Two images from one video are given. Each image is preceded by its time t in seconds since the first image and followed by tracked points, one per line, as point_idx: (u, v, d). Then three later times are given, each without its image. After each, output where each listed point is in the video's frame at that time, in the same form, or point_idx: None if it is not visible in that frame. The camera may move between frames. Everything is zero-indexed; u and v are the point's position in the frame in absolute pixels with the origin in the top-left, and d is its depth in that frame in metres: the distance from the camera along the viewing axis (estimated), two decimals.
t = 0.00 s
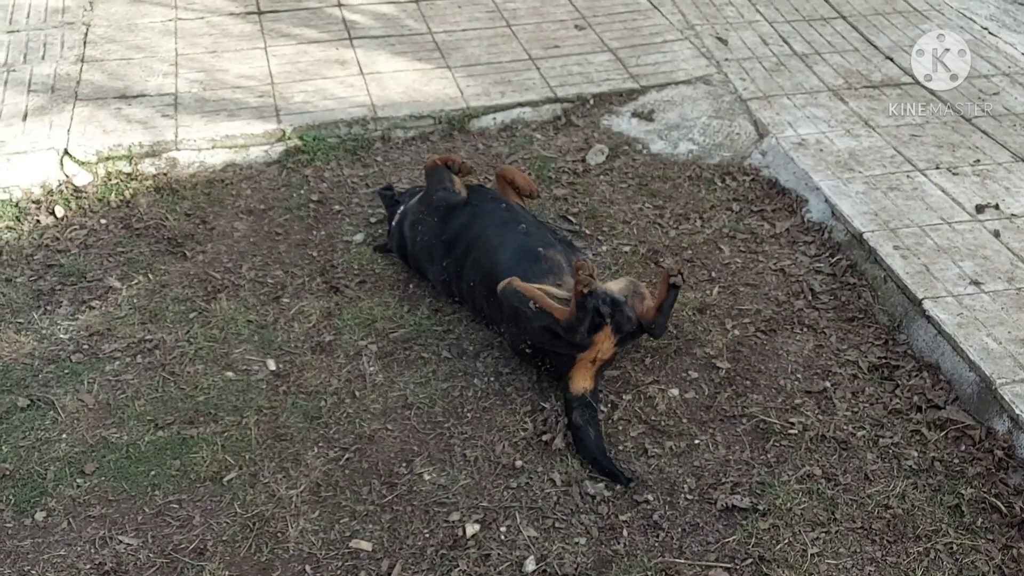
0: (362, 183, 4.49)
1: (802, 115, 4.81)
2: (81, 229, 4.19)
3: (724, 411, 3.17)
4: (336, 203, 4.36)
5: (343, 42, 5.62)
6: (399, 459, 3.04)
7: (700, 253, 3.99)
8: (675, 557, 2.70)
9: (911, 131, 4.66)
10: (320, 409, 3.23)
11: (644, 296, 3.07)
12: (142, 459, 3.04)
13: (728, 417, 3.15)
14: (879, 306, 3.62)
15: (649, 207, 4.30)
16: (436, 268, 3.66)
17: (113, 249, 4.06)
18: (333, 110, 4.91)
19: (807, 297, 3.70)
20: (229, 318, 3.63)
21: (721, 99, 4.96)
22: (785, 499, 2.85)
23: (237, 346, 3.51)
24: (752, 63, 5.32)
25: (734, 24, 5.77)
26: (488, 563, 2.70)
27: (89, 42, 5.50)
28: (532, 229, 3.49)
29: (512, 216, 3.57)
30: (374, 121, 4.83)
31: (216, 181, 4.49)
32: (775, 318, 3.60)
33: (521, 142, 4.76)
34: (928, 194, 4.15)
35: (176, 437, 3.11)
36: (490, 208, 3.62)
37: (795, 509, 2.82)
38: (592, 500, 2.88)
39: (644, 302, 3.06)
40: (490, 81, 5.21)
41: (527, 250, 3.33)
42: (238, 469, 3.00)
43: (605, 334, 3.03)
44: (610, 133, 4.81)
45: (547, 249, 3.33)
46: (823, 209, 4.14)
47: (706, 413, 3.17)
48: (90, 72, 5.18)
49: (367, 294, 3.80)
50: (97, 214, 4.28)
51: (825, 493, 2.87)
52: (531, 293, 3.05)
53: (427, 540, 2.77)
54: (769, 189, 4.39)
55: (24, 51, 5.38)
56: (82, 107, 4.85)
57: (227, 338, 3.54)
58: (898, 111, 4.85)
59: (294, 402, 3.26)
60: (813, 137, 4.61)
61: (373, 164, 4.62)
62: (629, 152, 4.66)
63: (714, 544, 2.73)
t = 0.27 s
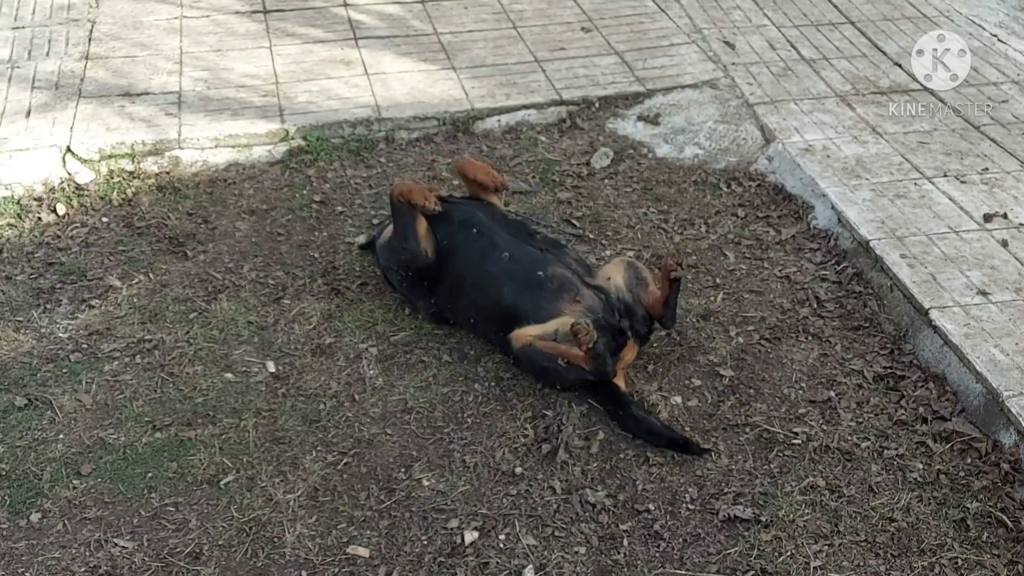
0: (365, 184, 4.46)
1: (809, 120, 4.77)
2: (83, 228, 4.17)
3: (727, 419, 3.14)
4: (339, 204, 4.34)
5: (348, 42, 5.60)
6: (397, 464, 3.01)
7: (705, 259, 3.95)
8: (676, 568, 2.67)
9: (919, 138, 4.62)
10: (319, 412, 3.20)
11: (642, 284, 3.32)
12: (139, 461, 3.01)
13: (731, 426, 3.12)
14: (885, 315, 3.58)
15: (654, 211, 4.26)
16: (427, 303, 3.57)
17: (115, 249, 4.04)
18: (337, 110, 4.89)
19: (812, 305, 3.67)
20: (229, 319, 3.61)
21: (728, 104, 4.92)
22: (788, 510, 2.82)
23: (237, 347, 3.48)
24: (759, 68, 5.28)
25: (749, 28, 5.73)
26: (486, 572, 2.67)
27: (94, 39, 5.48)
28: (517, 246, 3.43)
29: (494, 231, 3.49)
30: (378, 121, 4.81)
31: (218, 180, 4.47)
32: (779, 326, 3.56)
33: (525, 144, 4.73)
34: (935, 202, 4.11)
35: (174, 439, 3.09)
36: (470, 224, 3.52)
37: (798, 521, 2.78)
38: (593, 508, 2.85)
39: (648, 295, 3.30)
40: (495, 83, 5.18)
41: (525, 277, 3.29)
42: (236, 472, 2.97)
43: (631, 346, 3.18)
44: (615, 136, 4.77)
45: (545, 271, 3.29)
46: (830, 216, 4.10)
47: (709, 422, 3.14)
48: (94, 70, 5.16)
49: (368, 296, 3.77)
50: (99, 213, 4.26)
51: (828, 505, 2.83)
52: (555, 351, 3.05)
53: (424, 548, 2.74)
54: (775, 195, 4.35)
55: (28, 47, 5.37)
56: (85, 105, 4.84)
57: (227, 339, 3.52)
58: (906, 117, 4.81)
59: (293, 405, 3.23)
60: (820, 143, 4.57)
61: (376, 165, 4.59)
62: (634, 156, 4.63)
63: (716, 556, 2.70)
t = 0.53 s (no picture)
0: (378, 189, 4.45)
1: (827, 137, 4.74)
2: (95, 224, 4.17)
3: (736, 440, 3.11)
4: (351, 208, 4.33)
5: (365, 45, 5.60)
6: (401, 474, 2.99)
7: (718, 275, 3.92)
8: None
9: (938, 159, 4.58)
10: (324, 418, 3.19)
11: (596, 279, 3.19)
12: (143, 462, 3.00)
13: (740, 447, 3.08)
14: (899, 339, 3.54)
15: (668, 225, 4.23)
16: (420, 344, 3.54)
17: (127, 247, 4.04)
18: (352, 114, 4.88)
19: (825, 326, 3.63)
20: (237, 321, 3.60)
21: (746, 118, 4.89)
22: (795, 535, 2.79)
23: (245, 350, 3.47)
24: (777, 83, 5.25)
25: (769, 42, 5.70)
26: None
27: (113, 35, 5.49)
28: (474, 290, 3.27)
29: (450, 275, 3.34)
30: (393, 126, 4.79)
31: (232, 181, 4.47)
32: (791, 346, 3.52)
33: (540, 153, 4.71)
34: (953, 225, 4.07)
35: (179, 441, 3.08)
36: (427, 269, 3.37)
37: (805, 547, 2.75)
38: (597, 526, 2.82)
39: (604, 291, 3.16)
40: (511, 90, 5.17)
41: (483, 335, 3.19)
42: (239, 477, 2.96)
43: (618, 366, 3.06)
44: (631, 147, 4.75)
45: (497, 328, 3.16)
46: (845, 235, 4.06)
47: (717, 442, 3.10)
48: (112, 66, 5.17)
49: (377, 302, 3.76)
50: (112, 210, 4.26)
51: (836, 531, 2.80)
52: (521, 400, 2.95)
53: (426, 561, 2.72)
54: (790, 212, 4.32)
55: (48, 42, 5.38)
56: (102, 101, 4.84)
57: (235, 341, 3.50)
58: (925, 137, 4.77)
59: (298, 411, 3.21)
60: (837, 161, 4.53)
61: (390, 170, 4.58)
62: (649, 168, 4.60)
63: None
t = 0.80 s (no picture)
0: (419, 196, 4.46)
1: (877, 159, 4.64)
2: (142, 221, 4.25)
3: (772, 465, 3.05)
4: (392, 214, 4.34)
5: (414, 53, 5.63)
6: (430, 483, 2.98)
7: (759, 295, 3.86)
8: None
9: (992, 184, 4.47)
10: (356, 423, 3.19)
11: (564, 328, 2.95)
12: (177, 459, 3.03)
13: (776, 472, 3.03)
14: (945, 368, 3.45)
15: (710, 242, 4.18)
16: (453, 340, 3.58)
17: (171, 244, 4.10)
18: (398, 120, 4.90)
19: (868, 351, 3.55)
20: (275, 323, 3.63)
21: (794, 137, 4.81)
22: (829, 566, 2.73)
23: (281, 351, 3.49)
24: (828, 102, 5.17)
25: (822, 61, 5.61)
26: None
27: (168, 36, 5.60)
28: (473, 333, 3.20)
29: (449, 310, 3.27)
30: (437, 134, 4.80)
31: (277, 183, 4.51)
32: (832, 371, 3.45)
33: (583, 165, 4.69)
34: (1005, 254, 3.96)
35: (213, 439, 3.10)
36: (428, 307, 3.31)
37: None
38: (625, 546, 2.78)
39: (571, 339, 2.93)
40: (557, 101, 5.15)
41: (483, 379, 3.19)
42: (270, 478, 2.97)
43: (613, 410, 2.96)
44: (676, 162, 4.70)
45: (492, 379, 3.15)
46: (892, 260, 3.98)
47: (752, 466, 3.05)
48: (166, 67, 5.27)
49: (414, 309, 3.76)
50: (159, 208, 4.32)
51: (872, 564, 2.74)
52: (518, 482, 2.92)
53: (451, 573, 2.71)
54: (836, 234, 4.24)
55: (105, 41, 5.50)
56: (155, 101, 4.93)
57: (272, 342, 3.53)
58: (979, 162, 4.66)
59: (331, 414, 3.22)
60: (887, 184, 4.44)
61: (432, 177, 4.59)
62: (693, 184, 4.55)
63: None
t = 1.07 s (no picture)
0: (486, 195, 4.48)
1: (958, 170, 4.50)
2: (217, 213, 4.36)
3: (837, 481, 2.98)
4: (459, 213, 4.37)
5: (485, 53, 5.66)
6: (488, 483, 3.00)
7: (829, 306, 3.77)
8: None
9: None
10: (416, 419, 3.22)
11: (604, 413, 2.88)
12: (243, 446, 3.10)
13: (841, 488, 2.96)
14: None
15: (780, 251, 4.11)
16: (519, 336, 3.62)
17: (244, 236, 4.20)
18: (467, 120, 4.93)
19: (942, 369, 3.45)
20: (341, 317, 3.68)
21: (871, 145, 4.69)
22: None
23: (346, 345, 3.55)
24: (908, 110, 5.02)
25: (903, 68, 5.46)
26: None
27: (247, 33, 5.73)
28: (510, 373, 3.25)
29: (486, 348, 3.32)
30: (506, 134, 4.82)
31: (347, 179, 4.58)
32: (904, 387, 3.36)
33: (652, 169, 4.65)
34: None
35: (277, 428, 3.17)
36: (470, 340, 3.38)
37: None
38: (683, 556, 2.75)
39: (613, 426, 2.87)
40: (627, 104, 5.12)
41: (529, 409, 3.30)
42: (331, 469, 3.02)
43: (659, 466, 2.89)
44: (747, 168, 4.63)
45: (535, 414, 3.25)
46: (971, 275, 3.85)
47: (816, 481, 2.99)
48: (244, 63, 5.40)
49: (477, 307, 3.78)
50: (233, 201, 4.43)
51: None
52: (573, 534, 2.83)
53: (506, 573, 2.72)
54: (913, 246, 4.12)
55: (188, 37, 5.66)
56: (233, 96, 5.06)
57: (338, 336, 3.59)
58: None
59: (392, 409, 3.26)
60: (968, 196, 4.30)
61: (499, 177, 4.61)
62: (765, 191, 4.47)
63: None
